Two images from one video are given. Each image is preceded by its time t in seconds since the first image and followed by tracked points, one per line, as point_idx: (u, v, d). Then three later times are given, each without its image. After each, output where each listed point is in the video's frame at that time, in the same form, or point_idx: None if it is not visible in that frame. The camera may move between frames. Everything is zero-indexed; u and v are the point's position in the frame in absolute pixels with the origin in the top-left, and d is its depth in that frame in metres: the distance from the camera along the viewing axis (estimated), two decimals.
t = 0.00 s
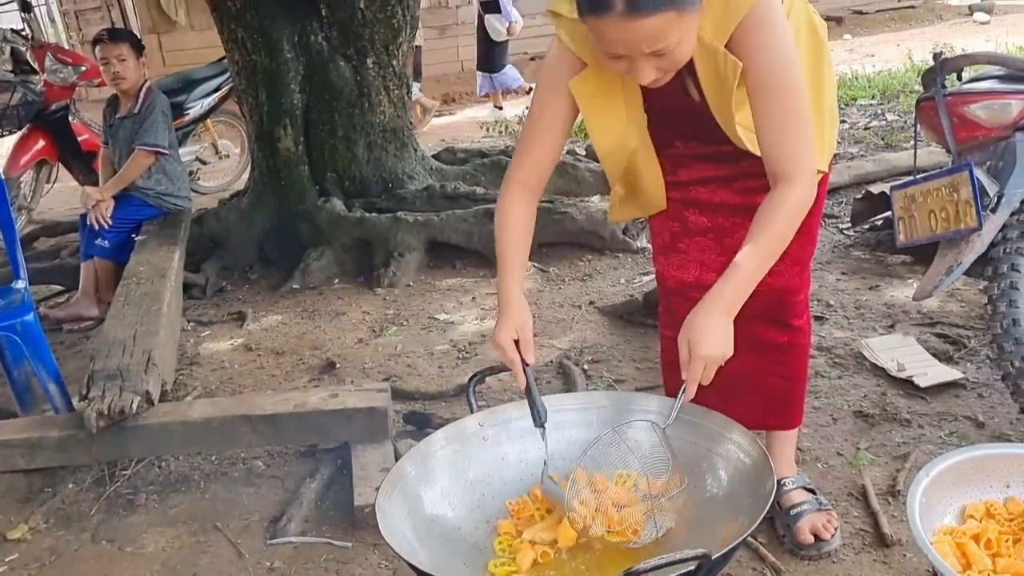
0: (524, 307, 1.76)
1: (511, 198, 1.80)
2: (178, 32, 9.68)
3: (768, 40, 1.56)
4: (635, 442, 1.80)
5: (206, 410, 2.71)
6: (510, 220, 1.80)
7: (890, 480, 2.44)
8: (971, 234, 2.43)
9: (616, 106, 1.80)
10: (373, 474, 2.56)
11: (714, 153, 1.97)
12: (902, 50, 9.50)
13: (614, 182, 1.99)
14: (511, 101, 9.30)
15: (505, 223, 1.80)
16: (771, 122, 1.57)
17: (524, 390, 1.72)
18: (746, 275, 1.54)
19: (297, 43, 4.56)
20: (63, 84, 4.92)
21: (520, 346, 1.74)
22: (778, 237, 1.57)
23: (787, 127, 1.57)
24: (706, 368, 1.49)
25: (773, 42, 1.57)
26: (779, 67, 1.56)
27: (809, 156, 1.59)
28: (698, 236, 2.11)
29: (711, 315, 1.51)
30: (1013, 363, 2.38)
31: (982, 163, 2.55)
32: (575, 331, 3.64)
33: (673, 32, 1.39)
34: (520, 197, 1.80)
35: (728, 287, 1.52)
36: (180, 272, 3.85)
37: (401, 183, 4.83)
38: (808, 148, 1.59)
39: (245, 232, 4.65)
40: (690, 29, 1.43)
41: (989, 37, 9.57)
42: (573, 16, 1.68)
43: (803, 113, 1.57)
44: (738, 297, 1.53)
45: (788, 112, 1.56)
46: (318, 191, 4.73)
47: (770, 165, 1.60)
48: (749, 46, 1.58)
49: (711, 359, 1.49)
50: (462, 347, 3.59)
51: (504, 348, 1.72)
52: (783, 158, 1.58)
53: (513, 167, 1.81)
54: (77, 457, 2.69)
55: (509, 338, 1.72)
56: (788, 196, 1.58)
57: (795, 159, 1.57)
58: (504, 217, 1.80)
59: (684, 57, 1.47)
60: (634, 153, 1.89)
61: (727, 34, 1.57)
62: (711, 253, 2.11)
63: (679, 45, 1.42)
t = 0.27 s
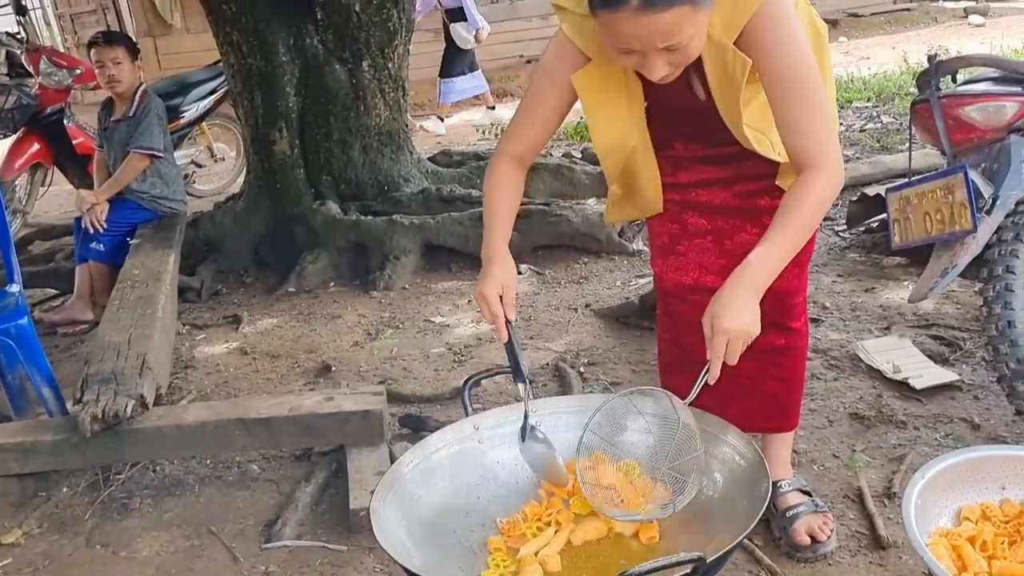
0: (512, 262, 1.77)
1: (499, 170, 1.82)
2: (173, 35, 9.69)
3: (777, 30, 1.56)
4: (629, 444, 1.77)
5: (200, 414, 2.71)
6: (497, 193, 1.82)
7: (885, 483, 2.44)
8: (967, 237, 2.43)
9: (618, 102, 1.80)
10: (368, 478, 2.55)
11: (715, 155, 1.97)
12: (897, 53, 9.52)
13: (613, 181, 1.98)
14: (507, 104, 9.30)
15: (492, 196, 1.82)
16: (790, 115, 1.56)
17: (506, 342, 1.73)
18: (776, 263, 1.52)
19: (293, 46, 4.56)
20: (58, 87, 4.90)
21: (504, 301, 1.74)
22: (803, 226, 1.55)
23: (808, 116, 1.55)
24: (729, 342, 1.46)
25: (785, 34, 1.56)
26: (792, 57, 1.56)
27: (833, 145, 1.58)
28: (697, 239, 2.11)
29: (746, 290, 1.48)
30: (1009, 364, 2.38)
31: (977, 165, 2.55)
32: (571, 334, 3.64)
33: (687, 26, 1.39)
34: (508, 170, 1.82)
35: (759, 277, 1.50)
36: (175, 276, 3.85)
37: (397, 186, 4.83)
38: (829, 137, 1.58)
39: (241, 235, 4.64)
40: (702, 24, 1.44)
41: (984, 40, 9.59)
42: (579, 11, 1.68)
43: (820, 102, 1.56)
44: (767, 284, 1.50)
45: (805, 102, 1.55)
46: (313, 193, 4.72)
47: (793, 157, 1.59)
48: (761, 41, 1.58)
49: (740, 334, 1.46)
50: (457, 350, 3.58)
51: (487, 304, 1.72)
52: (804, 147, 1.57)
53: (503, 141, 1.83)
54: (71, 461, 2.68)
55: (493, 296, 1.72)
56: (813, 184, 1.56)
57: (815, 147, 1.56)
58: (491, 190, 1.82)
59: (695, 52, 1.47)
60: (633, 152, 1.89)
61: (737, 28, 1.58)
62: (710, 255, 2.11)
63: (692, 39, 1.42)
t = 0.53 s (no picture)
0: (480, 310, 1.71)
1: (496, 198, 1.78)
2: (170, 35, 9.68)
3: (767, 44, 1.55)
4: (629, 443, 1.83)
5: (198, 414, 2.70)
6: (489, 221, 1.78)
7: (884, 483, 2.43)
8: (965, 238, 2.43)
9: (623, 109, 1.79)
10: (366, 479, 2.55)
11: (714, 156, 1.97)
12: (894, 54, 9.53)
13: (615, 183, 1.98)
14: (505, 105, 9.30)
15: (485, 222, 1.77)
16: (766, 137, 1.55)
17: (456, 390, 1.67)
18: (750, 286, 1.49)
19: (290, 46, 4.55)
20: (55, 88, 4.91)
21: (462, 347, 1.68)
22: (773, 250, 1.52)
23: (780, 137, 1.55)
24: (708, 383, 1.42)
25: (775, 49, 1.55)
26: (779, 73, 1.55)
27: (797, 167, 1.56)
28: (695, 239, 2.11)
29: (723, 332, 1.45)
30: (1008, 365, 2.38)
31: (975, 165, 2.55)
32: (569, 334, 3.63)
33: (685, 29, 1.39)
34: (505, 198, 1.78)
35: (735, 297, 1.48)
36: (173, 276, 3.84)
37: (394, 186, 4.82)
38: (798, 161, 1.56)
39: (238, 236, 4.63)
40: (700, 28, 1.43)
41: (981, 41, 9.61)
42: (579, 15, 1.66)
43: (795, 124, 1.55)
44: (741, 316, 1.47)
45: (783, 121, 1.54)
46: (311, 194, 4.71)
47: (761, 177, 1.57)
48: (751, 54, 1.56)
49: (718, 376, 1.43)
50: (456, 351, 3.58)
51: (445, 346, 1.68)
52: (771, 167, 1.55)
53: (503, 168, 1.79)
54: (68, 462, 2.67)
55: (452, 338, 1.67)
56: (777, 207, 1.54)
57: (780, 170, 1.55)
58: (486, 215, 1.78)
59: (694, 56, 1.46)
60: (638, 156, 1.89)
61: (730, 37, 1.56)
62: (708, 255, 2.11)
63: (690, 44, 1.42)
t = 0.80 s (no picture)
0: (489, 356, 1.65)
1: (512, 231, 1.76)
2: (170, 36, 9.68)
3: (750, 64, 1.55)
4: (629, 445, 1.86)
5: (198, 415, 2.69)
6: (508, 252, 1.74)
7: (885, 484, 2.43)
8: (967, 238, 2.43)
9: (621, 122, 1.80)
10: (366, 479, 2.55)
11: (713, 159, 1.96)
12: (893, 54, 9.54)
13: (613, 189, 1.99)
14: (504, 105, 9.31)
15: (502, 255, 1.73)
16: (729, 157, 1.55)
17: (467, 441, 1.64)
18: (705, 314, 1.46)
19: (290, 46, 4.55)
20: (55, 88, 4.91)
21: (470, 400, 1.63)
22: (728, 275, 1.49)
23: (738, 162, 1.54)
24: (665, 424, 1.38)
25: (755, 70, 1.55)
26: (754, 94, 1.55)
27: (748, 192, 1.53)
28: (692, 240, 2.11)
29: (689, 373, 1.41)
30: (1009, 366, 2.38)
31: (976, 165, 2.55)
32: (569, 335, 3.63)
33: (673, 47, 1.38)
34: (523, 231, 1.75)
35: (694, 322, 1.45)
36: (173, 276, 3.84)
37: (394, 187, 4.82)
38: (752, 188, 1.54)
39: (238, 236, 4.63)
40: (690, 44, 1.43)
41: (980, 42, 9.62)
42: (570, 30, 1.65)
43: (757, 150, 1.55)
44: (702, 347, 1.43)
45: (747, 145, 1.54)
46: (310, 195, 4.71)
47: (715, 199, 1.55)
48: (729, 75, 1.55)
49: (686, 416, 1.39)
50: (456, 351, 3.58)
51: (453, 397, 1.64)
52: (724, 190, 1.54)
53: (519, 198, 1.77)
54: (68, 462, 2.66)
55: (460, 390, 1.63)
56: (723, 232, 1.51)
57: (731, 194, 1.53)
58: (502, 248, 1.74)
59: (683, 73, 1.46)
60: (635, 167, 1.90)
61: (714, 55, 1.55)
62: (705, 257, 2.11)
63: (679, 61, 1.41)
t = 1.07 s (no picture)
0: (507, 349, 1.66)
1: (511, 230, 1.75)
2: (168, 36, 9.67)
3: (755, 57, 1.55)
4: (627, 446, 1.86)
5: (197, 416, 2.69)
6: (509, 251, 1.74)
7: (884, 485, 2.43)
8: (965, 238, 2.43)
9: (619, 120, 1.80)
10: (365, 480, 2.54)
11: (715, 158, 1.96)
12: (891, 55, 9.55)
13: (614, 188, 1.98)
14: (503, 106, 9.30)
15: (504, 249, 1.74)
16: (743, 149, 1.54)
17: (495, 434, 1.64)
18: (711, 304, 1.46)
19: (288, 47, 4.54)
20: (53, 88, 4.89)
21: (497, 393, 1.64)
22: (741, 263, 1.49)
23: (749, 152, 1.54)
24: (665, 408, 1.40)
25: (761, 62, 1.55)
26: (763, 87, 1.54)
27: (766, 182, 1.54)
28: (694, 240, 2.11)
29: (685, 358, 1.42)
30: (1008, 366, 2.38)
31: (975, 166, 2.56)
32: (568, 336, 3.63)
33: (675, 44, 1.38)
34: (524, 229, 1.75)
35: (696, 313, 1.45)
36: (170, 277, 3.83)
37: (392, 187, 4.82)
38: (770, 176, 1.54)
39: (236, 236, 4.63)
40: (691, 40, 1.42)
41: (978, 42, 9.63)
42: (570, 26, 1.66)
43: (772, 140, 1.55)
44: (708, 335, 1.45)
45: (759, 136, 1.54)
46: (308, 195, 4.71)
47: (735, 190, 1.55)
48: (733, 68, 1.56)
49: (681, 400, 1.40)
50: (454, 352, 3.57)
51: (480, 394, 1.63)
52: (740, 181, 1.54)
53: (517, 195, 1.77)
54: (66, 463, 2.66)
55: (485, 385, 1.63)
56: (743, 221, 1.52)
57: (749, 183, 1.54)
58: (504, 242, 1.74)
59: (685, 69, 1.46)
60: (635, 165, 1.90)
61: (717, 48, 1.56)
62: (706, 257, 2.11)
63: (681, 58, 1.41)
